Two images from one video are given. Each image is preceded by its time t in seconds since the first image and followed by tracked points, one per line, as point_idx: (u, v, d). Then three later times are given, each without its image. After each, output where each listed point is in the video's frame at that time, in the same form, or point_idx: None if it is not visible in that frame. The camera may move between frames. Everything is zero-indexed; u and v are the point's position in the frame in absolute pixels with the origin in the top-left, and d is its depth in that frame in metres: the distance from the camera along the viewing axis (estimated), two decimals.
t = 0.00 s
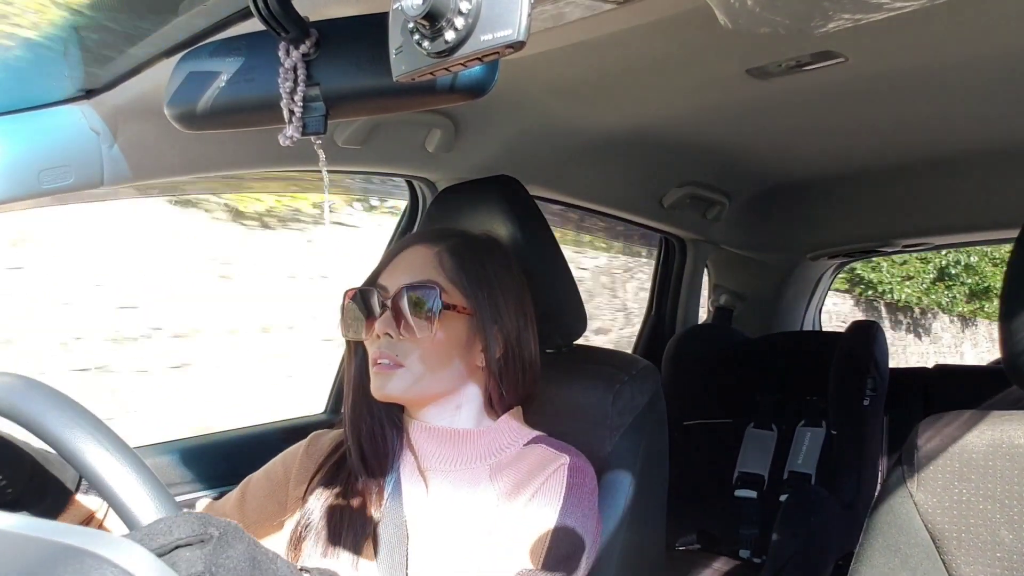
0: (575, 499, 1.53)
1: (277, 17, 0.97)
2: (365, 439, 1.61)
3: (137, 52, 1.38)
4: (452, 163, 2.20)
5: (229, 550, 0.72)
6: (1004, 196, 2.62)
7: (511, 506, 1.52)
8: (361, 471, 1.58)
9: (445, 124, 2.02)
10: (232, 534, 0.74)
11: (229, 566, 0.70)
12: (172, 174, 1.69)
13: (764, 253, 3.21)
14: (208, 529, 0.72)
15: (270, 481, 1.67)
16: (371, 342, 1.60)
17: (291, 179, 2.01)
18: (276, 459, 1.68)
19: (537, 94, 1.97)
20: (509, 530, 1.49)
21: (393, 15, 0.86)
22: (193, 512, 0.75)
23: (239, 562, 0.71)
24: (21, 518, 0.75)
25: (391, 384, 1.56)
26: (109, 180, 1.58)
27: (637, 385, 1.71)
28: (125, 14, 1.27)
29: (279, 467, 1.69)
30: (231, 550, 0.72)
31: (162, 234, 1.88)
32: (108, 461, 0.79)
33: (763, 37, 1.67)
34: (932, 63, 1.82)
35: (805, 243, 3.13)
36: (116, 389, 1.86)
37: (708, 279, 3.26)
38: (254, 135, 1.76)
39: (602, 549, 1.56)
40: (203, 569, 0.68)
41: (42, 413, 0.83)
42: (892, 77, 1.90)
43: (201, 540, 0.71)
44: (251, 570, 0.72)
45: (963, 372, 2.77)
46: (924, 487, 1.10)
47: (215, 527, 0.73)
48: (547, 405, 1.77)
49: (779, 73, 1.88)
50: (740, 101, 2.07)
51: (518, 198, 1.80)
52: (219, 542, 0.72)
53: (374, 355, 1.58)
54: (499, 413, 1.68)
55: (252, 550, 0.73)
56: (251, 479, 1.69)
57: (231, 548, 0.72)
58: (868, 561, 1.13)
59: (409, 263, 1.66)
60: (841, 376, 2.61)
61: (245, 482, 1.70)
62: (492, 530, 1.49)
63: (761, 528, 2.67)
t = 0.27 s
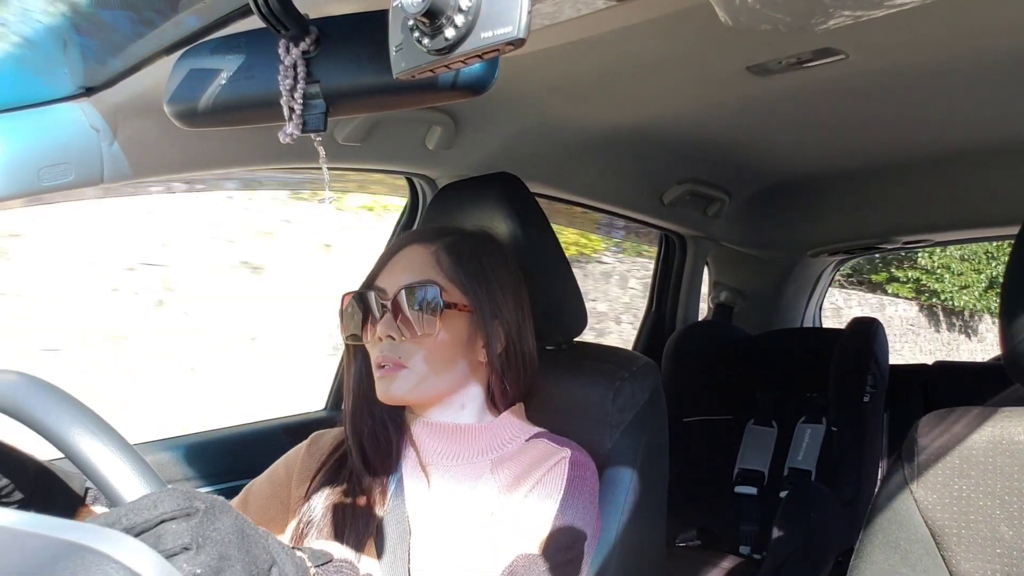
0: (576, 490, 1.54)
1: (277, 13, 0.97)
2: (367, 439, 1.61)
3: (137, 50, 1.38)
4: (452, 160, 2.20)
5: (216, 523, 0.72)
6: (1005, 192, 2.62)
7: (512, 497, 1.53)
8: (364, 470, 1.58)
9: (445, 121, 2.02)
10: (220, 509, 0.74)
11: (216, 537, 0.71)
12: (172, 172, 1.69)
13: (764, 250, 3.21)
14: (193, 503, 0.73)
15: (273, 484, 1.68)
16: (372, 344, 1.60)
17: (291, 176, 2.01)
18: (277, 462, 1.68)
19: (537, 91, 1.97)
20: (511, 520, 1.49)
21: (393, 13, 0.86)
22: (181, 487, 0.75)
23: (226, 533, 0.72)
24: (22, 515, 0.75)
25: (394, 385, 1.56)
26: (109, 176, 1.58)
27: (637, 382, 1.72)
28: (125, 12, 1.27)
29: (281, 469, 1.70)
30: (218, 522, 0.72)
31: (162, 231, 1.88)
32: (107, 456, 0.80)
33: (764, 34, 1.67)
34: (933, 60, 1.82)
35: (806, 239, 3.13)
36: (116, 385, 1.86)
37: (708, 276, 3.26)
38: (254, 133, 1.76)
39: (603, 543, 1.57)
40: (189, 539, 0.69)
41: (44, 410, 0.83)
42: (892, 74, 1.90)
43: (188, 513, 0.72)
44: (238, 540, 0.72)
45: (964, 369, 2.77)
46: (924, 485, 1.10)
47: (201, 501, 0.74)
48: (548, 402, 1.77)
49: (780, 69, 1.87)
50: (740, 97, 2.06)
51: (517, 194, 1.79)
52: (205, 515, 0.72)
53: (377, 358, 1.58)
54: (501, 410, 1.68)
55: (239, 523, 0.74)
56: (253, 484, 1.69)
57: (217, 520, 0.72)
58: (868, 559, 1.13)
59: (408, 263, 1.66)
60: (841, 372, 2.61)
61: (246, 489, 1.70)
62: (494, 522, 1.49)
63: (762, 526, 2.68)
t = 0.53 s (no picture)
0: (575, 489, 1.54)
1: (279, 12, 0.96)
2: (368, 439, 1.62)
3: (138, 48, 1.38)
4: (453, 159, 2.20)
5: (205, 505, 0.72)
6: (1007, 193, 2.62)
7: (511, 494, 1.52)
8: (365, 469, 1.59)
9: (446, 120, 2.02)
10: (209, 492, 0.74)
11: (205, 519, 0.71)
12: (173, 170, 1.69)
13: (765, 250, 3.21)
14: (182, 486, 0.73)
15: (272, 488, 1.67)
16: (373, 341, 1.60)
17: (293, 174, 2.01)
18: (276, 464, 1.68)
19: (539, 91, 1.97)
20: (510, 516, 1.49)
21: (395, 11, 0.86)
22: (174, 474, 0.76)
23: (215, 515, 0.72)
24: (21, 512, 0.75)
25: (395, 382, 1.56)
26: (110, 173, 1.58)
27: (638, 382, 1.72)
28: (126, 9, 1.27)
29: (280, 473, 1.69)
30: (206, 504, 0.72)
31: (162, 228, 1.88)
32: (106, 453, 0.79)
33: (765, 35, 1.67)
34: (935, 62, 1.82)
35: (806, 240, 3.12)
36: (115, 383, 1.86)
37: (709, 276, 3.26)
38: (255, 131, 1.76)
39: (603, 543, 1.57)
40: (177, 521, 0.69)
41: (45, 407, 0.83)
42: (894, 75, 1.90)
43: (176, 496, 0.72)
44: (227, 522, 0.72)
45: (964, 370, 2.77)
46: (924, 486, 1.10)
47: (190, 484, 0.74)
48: (548, 402, 1.77)
49: (781, 70, 1.87)
50: (741, 98, 2.06)
51: (517, 192, 1.79)
52: (194, 497, 0.73)
53: (377, 355, 1.59)
54: (502, 408, 1.69)
55: (228, 506, 0.74)
56: (252, 488, 1.68)
57: (206, 503, 0.72)
58: (867, 560, 1.13)
59: (410, 260, 1.66)
60: (841, 373, 2.61)
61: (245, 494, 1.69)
62: (493, 518, 1.49)
63: (761, 526, 2.69)
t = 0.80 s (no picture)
0: (575, 488, 1.54)
1: (280, 11, 0.96)
2: (367, 438, 1.62)
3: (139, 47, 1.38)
4: (454, 159, 2.20)
5: (204, 504, 0.72)
6: (1007, 194, 2.62)
7: (511, 495, 1.52)
8: (366, 469, 1.58)
9: (447, 120, 2.02)
10: (209, 491, 0.74)
11: (205, 518, 0.71)
12: (174, 169, 1.69)
13: (765, 251, 3.21)
14: (181, 485, 0.73)
15: (273, 487, 1.67)
16: (374, 339, 1.60)
17: (293, 174, 2.01)
18: (276, 463, 1.68)
19: (539, 91, 1.97)
20: (510, 516, 1.49)
21: (396, 11, 0.86)
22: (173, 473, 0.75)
23: (215, 515, 0.72)
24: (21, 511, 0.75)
25: (396, 381, 1.57)
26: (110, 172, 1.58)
27: (638, 382, 1.72)
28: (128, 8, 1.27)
29: (281, 472, 1.69)
30: (206, 503, 0.72)
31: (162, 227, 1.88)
32: (106, 453, 0.79)
33: (766, 35, 1.67)
34: (936, 63, 1.82)
35: (807, 241, 3.12)
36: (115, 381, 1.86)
37: (709, 278, 3.26)
38: (255, 130, 1.76)
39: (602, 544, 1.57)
40: (178, 520, 0.69)
41: (45, 407, 0.83)
42: (894, 76, 1.90)
43: (175, 495, 0.72)
44: (227, 522, 0.72)
45: (964, 371, 2.77)
46: (924, 487, 1.10)
47: (189, 484, 0.74)
48: (548, 402, 1.77)
49: (782, 70, 1.87)
50: (742, 98, 2.06)
51: (517, 192, 1.79)
52: (193, 496, 0.72)
53: (377, 353, 1.59)
54: (500, 408, 1.69)
55: (227, 505, 0.74)
56: (253, 489, 1.67)
57: (206, 502, 0.72)
58: (867, 561, 1.13)
59: (410, 259, 1.66)
60: (841, 374, 2.61)
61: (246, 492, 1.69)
62: (493, 518, 1.49)
63: (761, 527, 2.69)
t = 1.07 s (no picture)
0: (573, 485, 1.54)
1: (280, 10, 0.96)
2: (367, 436, 1.62)
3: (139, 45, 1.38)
4: (454, 157, 2.20)
5: (213, 513, 0.72)
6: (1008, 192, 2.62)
7: (506, 492, 1.52)
8: (365, 467, 1.58)
9: (447, 118, 2.02)
10: (217, 498, 0.74)
11: (214, 528, 0.71)
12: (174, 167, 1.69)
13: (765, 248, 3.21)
14: (189, 494, 0.73)
15: (272, 485, 1.67)
16: (382, 335, 1.61)
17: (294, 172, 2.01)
18: (276, 461, 1.68)
19: (540, 89, 1.97)
20: (508, 512, 1.49)
21: (397, 9, 0.86)
22: (179, 480, 0.75)
23: (223, 523, 0.72)
24: (23, 510, 0.75)
25: (403, 377, 1.58)
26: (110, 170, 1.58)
27: (638, 380, 1.72)
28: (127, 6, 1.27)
29: (280, 470, 1.69)
30: (215, 513, 0.72)
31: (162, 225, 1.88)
32: (108, 452, 0.79)
33: (766, 33, 1.66)
34: (937, 61, 1.82)
35: (807, 238, 3.12)
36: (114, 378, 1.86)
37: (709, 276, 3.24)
38: (256, 128, 1.75)
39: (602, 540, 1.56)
40: (187, 530, 0.69)
41: (47, 406, 0.83)
42: (895, 73, 1.89)
43: (184, 504, 0.72)
44: (235, 530, 0.72)
45: (965, 369, 2.77)
46: (926, 486, 1.10)
47: (197, 492, 0.73)
48: (548, 400, 1.77)
49: (782, 68, 1.87)
50: (743, 96, 2.06)
51: (518, 190, 1.79)
52: (202, 505, 0.72)
53: (387, 348, 1.59)
54: (501, 404, 1.69)
55: (235, 513, 0.74)
56: (251, 484, 1.68)
57: (214, 512, 0.72)
58: (868, 560, 1.13)
59: (416, 255, 1.66)
60: (842, 372, 2.61)
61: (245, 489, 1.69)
62: (491, 515, 1.49)
63: (762, 525, 2.68)
